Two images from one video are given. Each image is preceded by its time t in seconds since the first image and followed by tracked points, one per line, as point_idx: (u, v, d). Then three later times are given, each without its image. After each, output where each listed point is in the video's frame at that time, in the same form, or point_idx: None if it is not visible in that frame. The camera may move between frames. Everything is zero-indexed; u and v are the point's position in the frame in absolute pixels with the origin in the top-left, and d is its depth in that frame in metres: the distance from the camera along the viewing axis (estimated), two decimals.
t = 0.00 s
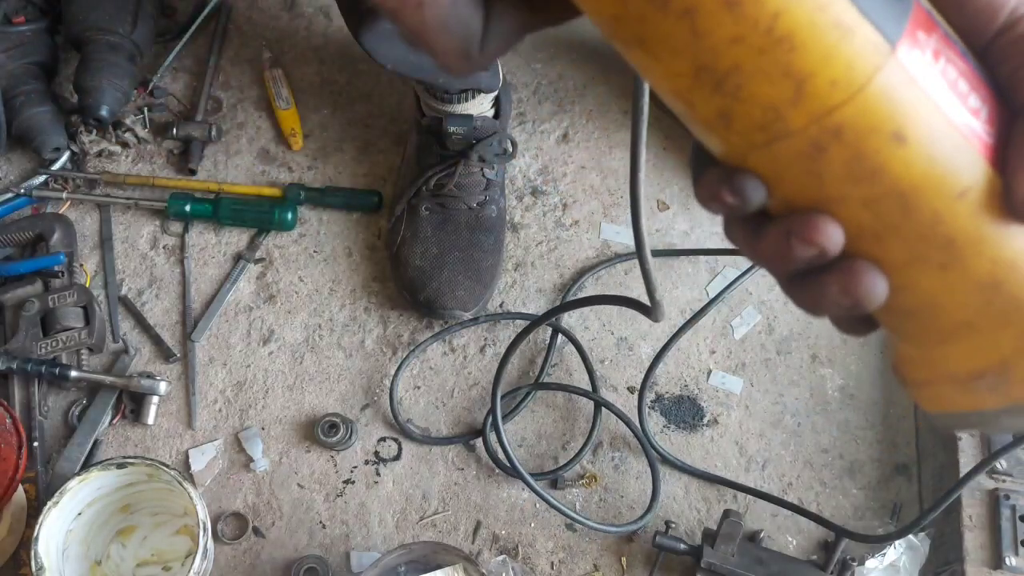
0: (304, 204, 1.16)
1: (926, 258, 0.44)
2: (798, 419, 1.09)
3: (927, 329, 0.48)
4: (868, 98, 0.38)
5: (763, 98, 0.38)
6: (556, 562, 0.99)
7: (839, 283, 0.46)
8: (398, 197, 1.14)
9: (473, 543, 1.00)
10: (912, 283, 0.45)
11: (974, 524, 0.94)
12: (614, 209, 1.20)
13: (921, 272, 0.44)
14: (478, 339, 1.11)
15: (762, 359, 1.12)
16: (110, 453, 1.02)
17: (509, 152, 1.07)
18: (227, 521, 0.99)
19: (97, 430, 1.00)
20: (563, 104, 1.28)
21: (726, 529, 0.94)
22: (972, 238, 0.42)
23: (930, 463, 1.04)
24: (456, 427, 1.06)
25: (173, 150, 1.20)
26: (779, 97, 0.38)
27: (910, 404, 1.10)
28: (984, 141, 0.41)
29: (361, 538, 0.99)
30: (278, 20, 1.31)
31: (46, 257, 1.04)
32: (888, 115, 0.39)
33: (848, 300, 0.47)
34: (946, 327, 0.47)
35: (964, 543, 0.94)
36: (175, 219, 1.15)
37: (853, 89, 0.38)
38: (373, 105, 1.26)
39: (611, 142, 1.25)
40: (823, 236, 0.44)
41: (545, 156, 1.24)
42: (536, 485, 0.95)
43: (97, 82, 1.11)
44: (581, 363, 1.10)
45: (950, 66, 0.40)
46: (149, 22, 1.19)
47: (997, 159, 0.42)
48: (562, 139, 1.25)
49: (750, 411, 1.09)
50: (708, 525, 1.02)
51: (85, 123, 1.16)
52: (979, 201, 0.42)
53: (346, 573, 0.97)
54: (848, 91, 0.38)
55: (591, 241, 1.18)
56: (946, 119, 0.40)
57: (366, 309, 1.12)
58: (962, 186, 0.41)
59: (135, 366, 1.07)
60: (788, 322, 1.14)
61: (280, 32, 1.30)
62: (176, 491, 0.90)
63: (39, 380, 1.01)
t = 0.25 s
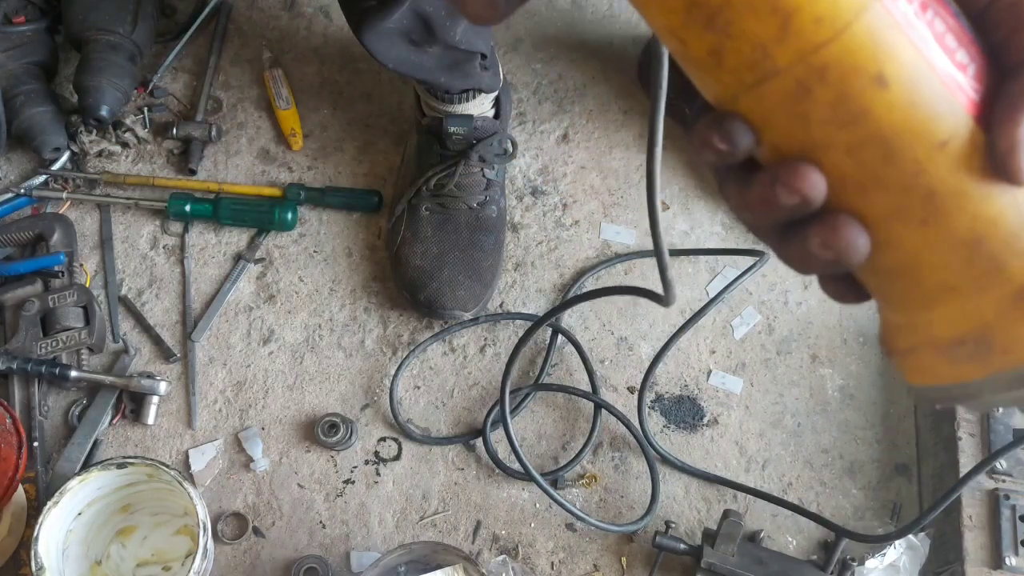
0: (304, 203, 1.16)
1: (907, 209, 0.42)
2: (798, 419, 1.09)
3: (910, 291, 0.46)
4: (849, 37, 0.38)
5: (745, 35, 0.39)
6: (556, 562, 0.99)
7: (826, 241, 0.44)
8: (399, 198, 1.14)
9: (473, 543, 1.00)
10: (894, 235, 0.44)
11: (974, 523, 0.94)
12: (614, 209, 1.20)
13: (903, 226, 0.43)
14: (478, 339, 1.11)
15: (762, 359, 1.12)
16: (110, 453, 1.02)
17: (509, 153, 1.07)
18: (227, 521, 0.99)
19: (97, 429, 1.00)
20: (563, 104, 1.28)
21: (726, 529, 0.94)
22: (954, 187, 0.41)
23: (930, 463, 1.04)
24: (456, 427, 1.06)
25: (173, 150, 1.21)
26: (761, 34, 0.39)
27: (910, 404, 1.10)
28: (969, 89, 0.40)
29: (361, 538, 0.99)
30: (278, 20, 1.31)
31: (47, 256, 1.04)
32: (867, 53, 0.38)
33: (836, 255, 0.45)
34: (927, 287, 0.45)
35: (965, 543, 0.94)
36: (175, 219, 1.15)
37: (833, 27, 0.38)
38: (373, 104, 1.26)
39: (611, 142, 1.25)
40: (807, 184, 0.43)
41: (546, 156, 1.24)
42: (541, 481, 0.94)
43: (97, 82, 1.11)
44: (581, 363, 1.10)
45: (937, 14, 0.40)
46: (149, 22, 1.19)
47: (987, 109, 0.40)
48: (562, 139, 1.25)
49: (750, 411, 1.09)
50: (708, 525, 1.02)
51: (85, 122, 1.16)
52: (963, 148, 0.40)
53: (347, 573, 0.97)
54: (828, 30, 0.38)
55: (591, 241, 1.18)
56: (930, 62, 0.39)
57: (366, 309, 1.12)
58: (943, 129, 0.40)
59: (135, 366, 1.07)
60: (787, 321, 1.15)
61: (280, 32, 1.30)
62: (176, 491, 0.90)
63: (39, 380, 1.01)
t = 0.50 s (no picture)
0: (304, 204, 1.17)
1: (846, 289, 0.45)
2: (798, 420, 1.09)
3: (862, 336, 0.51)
4: (765, 166, 0.40)
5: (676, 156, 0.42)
6: (556, 562, 0.99)
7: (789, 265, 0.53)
8: (399, 198, 1.14)
9: (473, 543, 1.00)
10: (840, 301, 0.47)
11: (974, 523, 0.94)
12: (614, 209, 1.20)
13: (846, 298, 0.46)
14: (478, 339, 1.11)
15: (762, 359, 1.12)
16: (110, 453, 1.02)
17: (509, 153, 1.06)
18: (227, 521, 0.99)
19: (97, 429, 1.00)
20: (564, 104, 1.28)
21: (726, 529, 0.94)
22: (884, 283, 0.43)
23: (930, 463, 1.04)
24: (456, 427, 1.06)
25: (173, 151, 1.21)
26: (689, 160, 0.41)
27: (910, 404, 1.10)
28: (901, 194, 0.41)
29: (361, 538, 0.99)
30: (278, 20, 1.31)
31: (47, 256, 1.04)
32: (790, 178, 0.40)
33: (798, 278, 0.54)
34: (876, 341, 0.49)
35: (965, 543, 0.94)
36: (175, 219, 1.15)
37: (747, 160, 0.40)
38: (373, 105, 1.26)
39: (611, 142, 1.25)
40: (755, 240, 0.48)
41: (546, 156, 1.24)
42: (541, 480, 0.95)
43: (97, 82, 1.11)
44: (581, 363, 1.11)
45: (870, 122, 0.40)
46: (149, 22, 1.19)
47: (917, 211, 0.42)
48: (562, 139, 1.25)
49: (750, 411, 1.09)
50: (708, 525, 1.02)
51: (85, 122, 1.16)
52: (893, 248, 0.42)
53: (346, 573, 0.97)
54: (752, 159, 0.40)
55: (591, 241, 1.18)
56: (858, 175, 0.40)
57: (366, 309, 1.12)
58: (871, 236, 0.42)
59: (135, 366, 1.07)
60: (788, 321, 1.15)
61: (280, 32, 1.30)
62: (176, 491, 0.90)
63: (39, 380, 1.01)
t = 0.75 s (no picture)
0: (304, 203, 1.17)
1: (808, 284, 0.53)
2: (798, 419, 1.09)
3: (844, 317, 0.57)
4: (689, 188, 0.50)
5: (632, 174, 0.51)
6: (556, 562, 0.99)
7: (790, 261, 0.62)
8: (399, 198, 1.14)
9: (473, 543, 1.00)
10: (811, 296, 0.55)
11: (974, 523, 0.94)
12: (614, 208, 1.20)
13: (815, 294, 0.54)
14: (478, 339, 1.11)
15: (762, 359, 1.12)
16: (110, 453, 1.02)
17: (509, 152, 1.08)
18: (227, 521, 0.99)
19: (97, 429, 1.00)
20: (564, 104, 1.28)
21: (726, 529, 0.94)
22: (831, 276, 0.51)
23: (931, 463, 1.04)
24: (456, 427, 1.06)
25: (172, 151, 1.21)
26: (637, 180, 0.51)
27: (910, 405, 1.10)
28: (828, 199, 0.48)
29: (361, 538, 0.99)
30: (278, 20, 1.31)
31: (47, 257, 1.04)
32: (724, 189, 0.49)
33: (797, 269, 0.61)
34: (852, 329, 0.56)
35: (965, 543, 0.94)
36: (175, 219, 1.15)
37: (674, 184, 0.50)
38: (373, 105, 1.26)
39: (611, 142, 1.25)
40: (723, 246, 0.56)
41: (546, 156, 1.24)
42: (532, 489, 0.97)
43: (97, 82, 1.11)
44: (581, 362, 1.10)
45: (783, 138, 0.47)
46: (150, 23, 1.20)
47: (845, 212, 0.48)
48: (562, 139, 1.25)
49: (750, 410, 1.09)
50: (708, 524, 1.02)
51: (85, 122, 1.16)
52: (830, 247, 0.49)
53: (346, 573, 0.97)
54: (677, 178, 0.49)
55: (591, 241, 1.18)
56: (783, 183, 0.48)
57: (365, 309, 1.12)
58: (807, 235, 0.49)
59: (135, 366, 1.07)
60: (788, 321, 1.15)
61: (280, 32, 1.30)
62: (176, 491, 0.90)
63: (39, 380, 1.01)
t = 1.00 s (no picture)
0: (304, 203, 1.17)
1: (760, 312, 0.55)
2: (798, 420, 1.09)
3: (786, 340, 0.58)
4: (656, 223, 0.50)
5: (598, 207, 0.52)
6: (556, 562, 0.99)
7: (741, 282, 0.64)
8: (399, 197, 1.14)
9: (473, 543, 1.00)
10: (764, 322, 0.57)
11: (974, 524, 0.94)
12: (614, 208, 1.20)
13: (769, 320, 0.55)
14: (478, 339, 1.11)
15: (762, 359, 1.12)
16: (110, 453, 1.02)
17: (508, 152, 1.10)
18: (227, 521, 0.99)
19: (97, 430, 1.00)
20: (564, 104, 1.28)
21: (726, 529, 0.94)
22: (785, 304, 0.53)
23: (931, 463, 1.04)
24: (456, 427, 1.06)
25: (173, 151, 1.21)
26: (602, 213, 0.52)
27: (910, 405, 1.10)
28: (788, 235, 0.50)
29: (361, 538, 0.99)
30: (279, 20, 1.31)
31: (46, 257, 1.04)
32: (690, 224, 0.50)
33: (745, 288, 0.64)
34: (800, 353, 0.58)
35: (964, 543, 0.94)
36: (175, 219, 1.15)
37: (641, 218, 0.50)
38: (373, 105, 1.26)
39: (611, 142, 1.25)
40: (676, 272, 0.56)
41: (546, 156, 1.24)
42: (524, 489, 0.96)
43: (97, 82, 1.11)
44: (581, 362, 1.10)
45: (751, 174, 0.48)
46: (149, 23, 1.20)
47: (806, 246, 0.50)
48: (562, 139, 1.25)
49: (750, 410, 1.09)
50: (708, 524, 1.02)
51: (85, 122, 1.16)
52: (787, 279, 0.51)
53: (346, 573, 0.97)
54: (644, 213, 0.50)
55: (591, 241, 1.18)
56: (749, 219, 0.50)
57: (366, 309, 1.12)
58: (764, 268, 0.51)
59: (135, 366, 1.07)
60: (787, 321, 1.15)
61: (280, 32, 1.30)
62: (176, 492, 0.90)
63: (39, 380, 1.01)
